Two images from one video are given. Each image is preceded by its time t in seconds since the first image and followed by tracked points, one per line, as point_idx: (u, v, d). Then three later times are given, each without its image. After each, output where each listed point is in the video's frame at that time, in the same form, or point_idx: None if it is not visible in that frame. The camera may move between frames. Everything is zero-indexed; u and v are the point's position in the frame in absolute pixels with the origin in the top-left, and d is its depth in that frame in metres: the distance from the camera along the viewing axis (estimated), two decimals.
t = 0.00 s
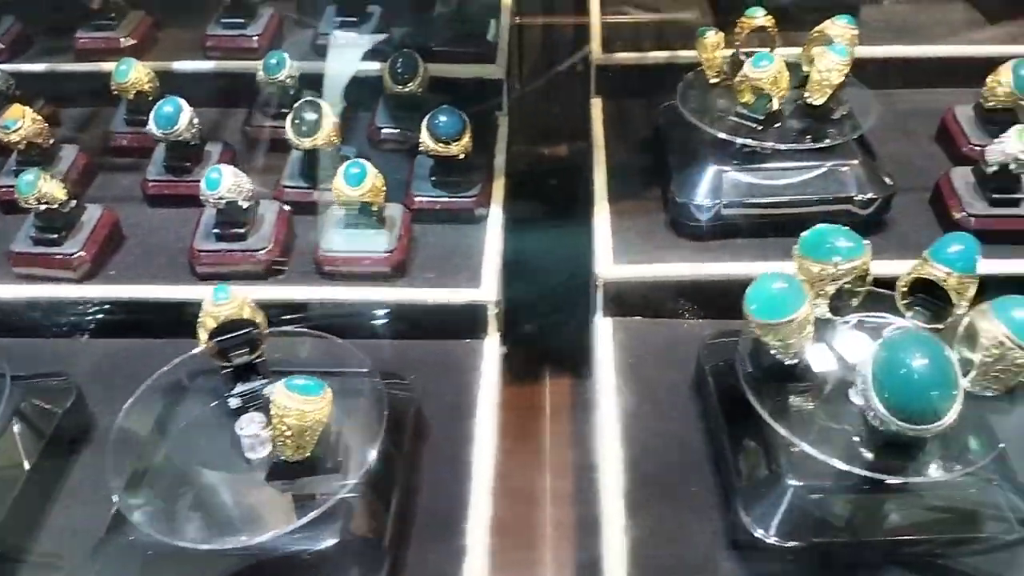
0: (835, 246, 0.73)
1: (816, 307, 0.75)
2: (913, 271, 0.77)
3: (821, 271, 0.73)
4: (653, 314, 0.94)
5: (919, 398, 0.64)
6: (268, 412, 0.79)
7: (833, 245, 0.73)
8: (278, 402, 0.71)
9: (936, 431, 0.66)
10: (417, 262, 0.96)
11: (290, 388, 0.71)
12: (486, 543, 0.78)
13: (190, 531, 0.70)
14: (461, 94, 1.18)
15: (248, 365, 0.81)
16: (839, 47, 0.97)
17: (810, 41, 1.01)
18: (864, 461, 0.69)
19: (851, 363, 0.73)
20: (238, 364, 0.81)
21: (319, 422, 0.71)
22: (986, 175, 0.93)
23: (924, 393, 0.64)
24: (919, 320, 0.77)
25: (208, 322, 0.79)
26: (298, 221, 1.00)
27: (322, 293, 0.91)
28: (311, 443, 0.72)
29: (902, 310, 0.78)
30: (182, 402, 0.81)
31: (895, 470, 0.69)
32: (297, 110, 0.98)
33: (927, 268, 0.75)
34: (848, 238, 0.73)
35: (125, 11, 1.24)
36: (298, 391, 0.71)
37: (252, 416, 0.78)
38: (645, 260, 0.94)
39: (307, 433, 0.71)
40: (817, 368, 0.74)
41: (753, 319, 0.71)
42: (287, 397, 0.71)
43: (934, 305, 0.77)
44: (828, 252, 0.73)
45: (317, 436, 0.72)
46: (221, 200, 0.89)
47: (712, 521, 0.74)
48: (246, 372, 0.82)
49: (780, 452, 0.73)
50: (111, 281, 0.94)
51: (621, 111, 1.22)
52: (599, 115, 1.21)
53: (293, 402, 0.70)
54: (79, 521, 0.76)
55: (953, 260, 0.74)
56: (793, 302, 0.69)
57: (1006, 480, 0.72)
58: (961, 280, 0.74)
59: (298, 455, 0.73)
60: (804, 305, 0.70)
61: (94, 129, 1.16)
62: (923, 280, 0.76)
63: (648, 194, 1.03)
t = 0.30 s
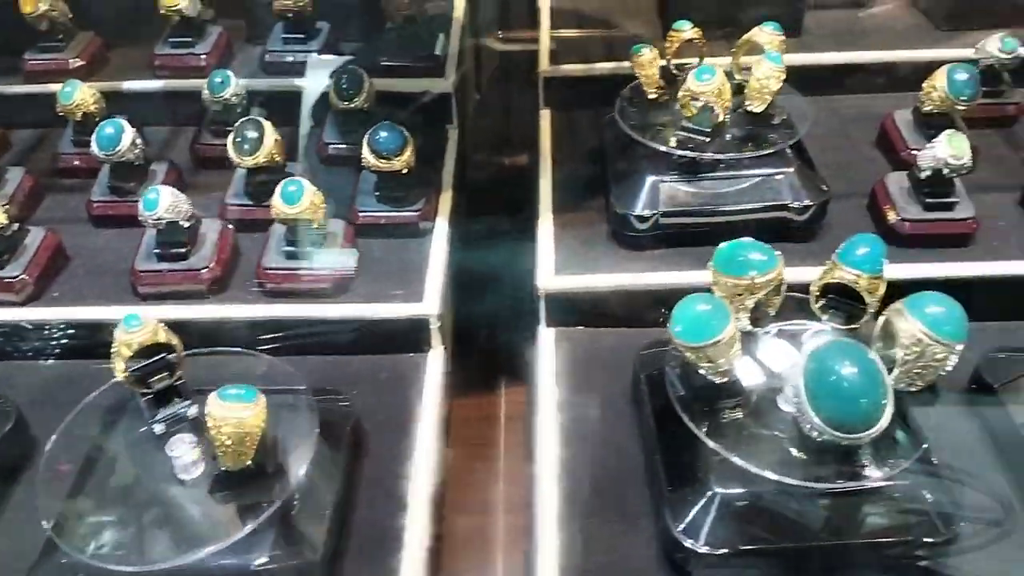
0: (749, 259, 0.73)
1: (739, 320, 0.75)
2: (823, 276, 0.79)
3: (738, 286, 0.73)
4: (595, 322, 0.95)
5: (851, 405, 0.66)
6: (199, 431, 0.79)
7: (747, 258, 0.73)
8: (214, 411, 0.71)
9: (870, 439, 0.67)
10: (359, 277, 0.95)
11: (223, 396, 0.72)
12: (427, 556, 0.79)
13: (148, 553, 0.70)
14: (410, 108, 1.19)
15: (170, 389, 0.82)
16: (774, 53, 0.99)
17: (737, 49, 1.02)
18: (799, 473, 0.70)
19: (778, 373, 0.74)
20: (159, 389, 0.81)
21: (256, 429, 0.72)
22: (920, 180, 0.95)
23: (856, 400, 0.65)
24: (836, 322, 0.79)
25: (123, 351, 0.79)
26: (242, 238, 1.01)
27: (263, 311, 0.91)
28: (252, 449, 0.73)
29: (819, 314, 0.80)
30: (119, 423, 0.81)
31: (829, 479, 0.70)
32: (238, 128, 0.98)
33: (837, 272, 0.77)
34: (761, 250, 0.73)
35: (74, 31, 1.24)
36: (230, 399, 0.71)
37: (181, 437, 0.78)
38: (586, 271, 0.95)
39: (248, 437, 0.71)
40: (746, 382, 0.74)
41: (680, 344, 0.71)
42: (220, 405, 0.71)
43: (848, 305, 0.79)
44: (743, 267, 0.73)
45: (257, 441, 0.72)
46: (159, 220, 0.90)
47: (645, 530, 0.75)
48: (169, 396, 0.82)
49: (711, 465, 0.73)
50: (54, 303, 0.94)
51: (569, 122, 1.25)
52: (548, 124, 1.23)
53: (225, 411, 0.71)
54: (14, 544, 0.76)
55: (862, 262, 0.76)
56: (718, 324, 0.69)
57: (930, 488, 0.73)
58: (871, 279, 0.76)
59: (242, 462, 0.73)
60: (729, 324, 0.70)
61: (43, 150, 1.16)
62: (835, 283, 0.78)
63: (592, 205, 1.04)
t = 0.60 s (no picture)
0: (688, 283, 0.73)
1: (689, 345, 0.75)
2: (759, 291, 0.80)
3: (683, 312, 0.73)
4: (558, 339, 0.96)
5: (812, 421, 0.66)
6: (160, 451, 0.79)
7: (685, 282, 0.73)
8: (180, 422, 0.72)
9: (831, 454, 0.68)
10: (322, 295, 0.96)
11: (185, 407, 0.72)
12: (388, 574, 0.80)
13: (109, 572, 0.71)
14: (379, 125, 1.20)
15: (120, 416, 0.82)
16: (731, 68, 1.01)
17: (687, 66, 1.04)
18: (766, 486, 0.70)
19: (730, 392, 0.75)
20: (110, 418, 0.81)
21: (223, 435, 0.73)
22: (875, 196, 0.97)
23: (816, 416, 0.66)
24: (776, 334, 0.81)
25: (72, 383, 0.78)
26: (211, 259, 1.02)
27: (229, 331, 0.92)
28: (221, 456, 0.74)
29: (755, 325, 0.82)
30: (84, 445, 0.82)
31: (797, 491, 0.70)
32: (204, 149, 0.99)
33: (773, 286, 0.79)
34: (699, 274, 0.74)
35: (46, 53, 1.25)
36: (193, 409, 0.72)
37: (140, 459, 0.78)
38: (549, 288, 0.96)
39: (217, 444, 0.72)
40: (702, 407, 0.75)
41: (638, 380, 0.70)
42: (184, 415, 0.72)
43: (784, 316, 0.82)
44: (685, 292, 0.73)
45: (225, 447, 0.73)
46: (125, 243, 0.90)
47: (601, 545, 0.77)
48: (120, 423, 0.82)
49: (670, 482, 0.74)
50: (22, 325, 0.95)
51: (538, 138, 1.26)
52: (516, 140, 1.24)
53: (191, 421, 0.71)
54: None
55: (795, 275, 0.77)
56: (675, 355, 0.68)
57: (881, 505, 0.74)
58: (805, 290, 0.78)
59: (211, 471, 0.74)
60: (684, 352, 0.69)
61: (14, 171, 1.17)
62: (770, 296, 0.80)
63: (557, 223, 1.06)
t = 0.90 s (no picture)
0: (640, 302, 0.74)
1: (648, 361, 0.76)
2: (708, 301, 0.83)
3: (640, 331, 0.74)
4: (528, 348, 0.97)
5: (777, 428, 0.67)
6: (127, 462, 0.80)
7: (638, 301, 0.74)
8: (152, 424, 0.74)
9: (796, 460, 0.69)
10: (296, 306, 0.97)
11: (155, 409, 0.75)
12: None
13: None
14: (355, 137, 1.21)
15: (80, 433, 0.82)
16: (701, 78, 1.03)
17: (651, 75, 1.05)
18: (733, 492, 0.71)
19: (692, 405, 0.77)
20: (72, 437, 0.82)
21: (195, 432, 0.75)
22: (838, 207, 0.99)
23: (781, 422, 0.67)
24: (726, 342, 0.85)
25: (31, 405, 0.80)
26: (186, 270, 1.03)
27: (203, 343, 0.93)
28: (195, 452, 0.76)
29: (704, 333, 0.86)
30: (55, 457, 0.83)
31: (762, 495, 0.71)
32: (178, 162, 1.00)
33: (722, 297, 0.82)
34: (649, 292, 0.75)
35: (26, 65, 1.26)
36: (163, 410, 0.74)
37: (107, 472, 0.79)
38: (518, 299, 0.97)
39: (191, 440, 0.75)
40: (667, 421, 0.77)
41: (605, 404, 0.71)
42: (155, 416, 0.74)
43: (731, 324, 0.85)
44: (638, 311, 0.74)
45: (198, 443, 0.76)
46: (99, 256, 0.92)
47: (562, 553, 0.78)
48: (80, 440, 0.82)
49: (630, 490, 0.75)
50: None
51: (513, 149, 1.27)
52: (492, 151, 1.26)
53: (163, 420, 0.74)
54: None
55: (743, 285, 0.81)
56: (638, 376, 0.70)
57: (841, 512, 0.76)
58: (752, 299, 0.82)
59: (186, 467, 0.76)
60: (646, 373, 0.70)
61: None
62: (718, 305, 0.83)
63: (528, 233, 1.07)
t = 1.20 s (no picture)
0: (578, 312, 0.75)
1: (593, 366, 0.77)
2: (639, 302, 0.84)
3: (583, 340, 0.75)
4: (485, 348, 0.98)
5: (732, 417, 0.69)
6: (79, 461, 0.80)
7: (575, 310, 0.74)
8: (103, 412, 0.75)
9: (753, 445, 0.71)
10: (255, 307, 0.98)
11: (104, 397, 0.76)
12: None
13: None
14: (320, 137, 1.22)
15: (22, 439, 0.81)
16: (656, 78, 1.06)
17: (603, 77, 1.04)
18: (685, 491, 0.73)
19: (636, 403, 0.79)
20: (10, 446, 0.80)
21: (148, 415, 0.77)
22: (791, 208, 1.00)
23: (734, 411, 0.69)
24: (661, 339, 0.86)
25: None
26: (148, 271, 1.04)
27: (161, 343, 0.94)
28: (149, 435, 0.78)
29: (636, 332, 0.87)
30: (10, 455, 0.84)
31: (716, 489, 0.73)
32: (139, 163, 1.01)
33: (653, 296, 0.83)
34: (586, 301, 0.76)
35: None
36: (113, 396, 0.76)
37: (56, 471, 0.79)
38: (475, 299, 0.97)
39: (145, 422, 0.77)
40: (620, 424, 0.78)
41: (563, 419, 0.72)
42: (106, 403, 0.76)
43: (662, 321, 0.87)
44: (577, 321, 0.74)
45: (152, 426, 0.78)
46: (56, 257, 0.93)
47: (511, 553, 0.79)
48: (24, 446, 0.81)
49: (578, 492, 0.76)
50: None
51: (478, 150, 1.28)
52: (457, 152, 1.27)
53: (115, 406, 0.75)
54: None
55: (670, 282, 0.82)
56: (593, 387, 0.71)
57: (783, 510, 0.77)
58: (681, 295, 0.83)
59: (141, 452, 0.78)
60: (599, 384, 0.71)
61: None
62: (649, 305, 0.84)
63: (489, 234, 1.08)
